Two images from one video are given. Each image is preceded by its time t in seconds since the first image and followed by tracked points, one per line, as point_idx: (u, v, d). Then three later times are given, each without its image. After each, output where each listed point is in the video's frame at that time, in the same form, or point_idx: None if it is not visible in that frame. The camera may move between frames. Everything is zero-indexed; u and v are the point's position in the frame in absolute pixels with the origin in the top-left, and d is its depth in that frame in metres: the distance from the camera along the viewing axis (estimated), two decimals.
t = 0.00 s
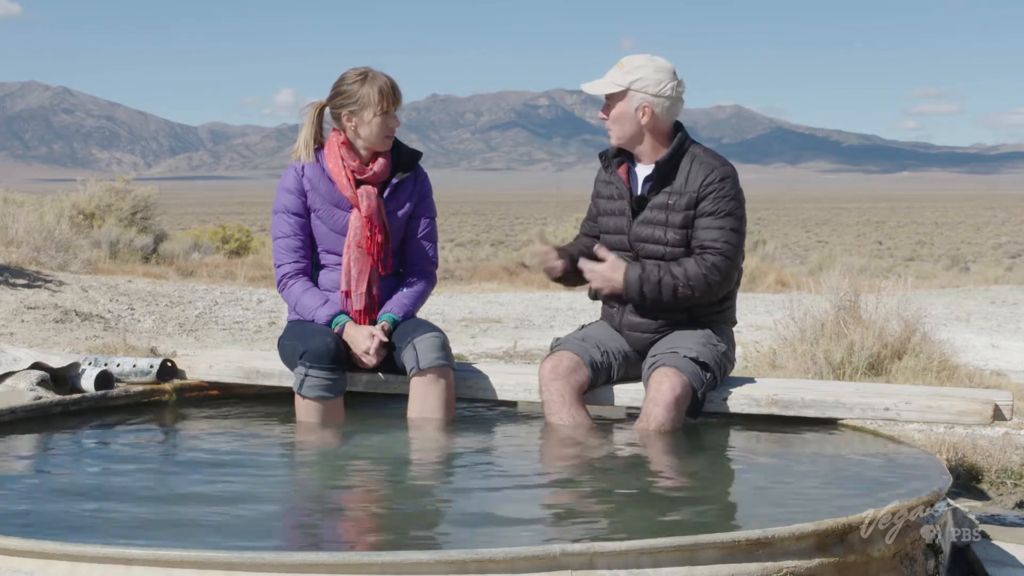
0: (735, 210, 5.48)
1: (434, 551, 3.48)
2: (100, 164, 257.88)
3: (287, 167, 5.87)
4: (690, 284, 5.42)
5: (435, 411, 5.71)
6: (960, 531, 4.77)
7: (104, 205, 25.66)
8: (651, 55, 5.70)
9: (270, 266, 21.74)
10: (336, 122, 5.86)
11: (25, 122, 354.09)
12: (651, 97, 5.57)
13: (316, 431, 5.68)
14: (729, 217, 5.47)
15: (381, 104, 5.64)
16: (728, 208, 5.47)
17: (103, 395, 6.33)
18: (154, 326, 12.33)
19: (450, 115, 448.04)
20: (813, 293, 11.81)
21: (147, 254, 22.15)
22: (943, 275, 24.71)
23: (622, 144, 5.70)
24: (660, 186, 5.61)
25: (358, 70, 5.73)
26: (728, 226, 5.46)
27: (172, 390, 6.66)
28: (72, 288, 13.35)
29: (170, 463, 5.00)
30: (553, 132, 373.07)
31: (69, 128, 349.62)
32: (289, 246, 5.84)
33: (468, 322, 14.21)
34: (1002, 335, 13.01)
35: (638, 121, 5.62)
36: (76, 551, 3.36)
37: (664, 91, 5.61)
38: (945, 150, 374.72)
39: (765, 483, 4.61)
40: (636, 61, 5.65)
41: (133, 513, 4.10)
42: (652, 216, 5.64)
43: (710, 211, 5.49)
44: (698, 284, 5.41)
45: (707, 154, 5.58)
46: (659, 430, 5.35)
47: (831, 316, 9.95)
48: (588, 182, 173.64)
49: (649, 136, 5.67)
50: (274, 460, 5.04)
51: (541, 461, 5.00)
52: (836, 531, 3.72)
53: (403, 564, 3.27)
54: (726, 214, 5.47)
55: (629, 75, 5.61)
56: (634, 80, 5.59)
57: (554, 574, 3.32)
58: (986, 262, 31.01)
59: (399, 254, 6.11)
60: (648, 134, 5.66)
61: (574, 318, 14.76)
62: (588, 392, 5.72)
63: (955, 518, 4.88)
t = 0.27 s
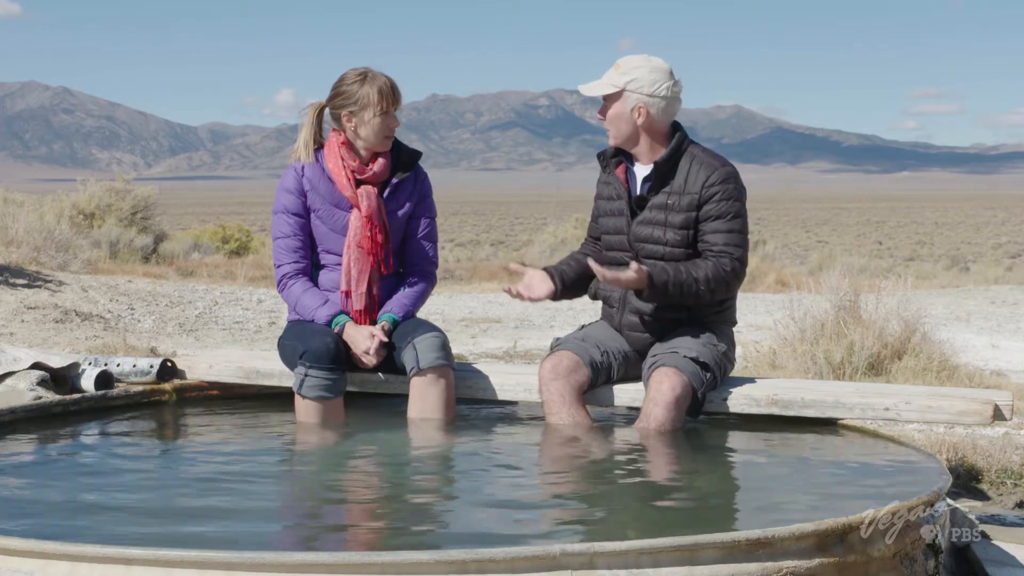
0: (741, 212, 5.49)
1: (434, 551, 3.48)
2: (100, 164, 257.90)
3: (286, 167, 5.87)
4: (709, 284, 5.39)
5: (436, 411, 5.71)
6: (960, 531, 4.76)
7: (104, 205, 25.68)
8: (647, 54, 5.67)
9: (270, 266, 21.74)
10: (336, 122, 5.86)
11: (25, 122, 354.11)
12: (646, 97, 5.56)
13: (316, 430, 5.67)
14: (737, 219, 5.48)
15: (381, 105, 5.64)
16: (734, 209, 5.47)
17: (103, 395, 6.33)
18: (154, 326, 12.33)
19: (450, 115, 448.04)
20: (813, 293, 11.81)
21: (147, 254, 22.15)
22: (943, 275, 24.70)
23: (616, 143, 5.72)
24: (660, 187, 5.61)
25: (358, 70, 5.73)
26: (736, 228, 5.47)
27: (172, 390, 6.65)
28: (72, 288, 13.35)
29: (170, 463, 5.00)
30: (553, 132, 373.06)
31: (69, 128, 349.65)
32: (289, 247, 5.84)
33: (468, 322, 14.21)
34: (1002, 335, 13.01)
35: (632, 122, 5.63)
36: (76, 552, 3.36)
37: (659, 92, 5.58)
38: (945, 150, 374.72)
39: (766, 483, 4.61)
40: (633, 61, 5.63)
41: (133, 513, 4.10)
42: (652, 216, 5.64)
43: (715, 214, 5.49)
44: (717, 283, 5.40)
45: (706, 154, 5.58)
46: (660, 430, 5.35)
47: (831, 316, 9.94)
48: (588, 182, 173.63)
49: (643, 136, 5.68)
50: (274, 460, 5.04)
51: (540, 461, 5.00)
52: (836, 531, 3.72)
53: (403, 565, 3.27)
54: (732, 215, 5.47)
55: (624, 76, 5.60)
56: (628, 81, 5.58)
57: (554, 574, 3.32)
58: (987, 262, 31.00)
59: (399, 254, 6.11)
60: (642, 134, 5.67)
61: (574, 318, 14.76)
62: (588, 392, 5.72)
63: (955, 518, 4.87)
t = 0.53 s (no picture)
0: (745, 201, 5.49)
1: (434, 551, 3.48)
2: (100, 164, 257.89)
3: (286, 168, 5.87)
4: (736, 284, 5.41)
5: (436, 411, 5.70)
6: (960, 531, 4.76)
7: (104, 205, 25.68)
8: (640, 61, 5.68)
9: (270, 266, 21.74)
10: (337, 122, 5.86)
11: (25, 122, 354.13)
12: (644, 107, 5.55)
13: (316, 431, 5.67)
14: (744, 209, 5.47)
15: (381, 104, 5.64)
16: (738, 200, 5.46)
17: (104, 395, 6.34)
18: (154, 326, 12.33)
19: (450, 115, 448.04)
20: (813, 293, 11.81)
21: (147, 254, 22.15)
22: (943, 275, 24.70)
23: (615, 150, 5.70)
24: (657, 186, 5.61)
25: (358, 70, 5.74)
26: (747, 216, 5.47)
27: (172, 390, 6.66)
28: (72, 288, 13.35)
29: (169, 463, 5.00)
30: (553, 132, 373.04)
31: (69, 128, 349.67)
32: (289, 246, 5.84)
33: (468, 322, 14.22)
34: (1002, 335, 13.01)
35: (629, 130, 5.61)
36: (76, 552, 3.36)
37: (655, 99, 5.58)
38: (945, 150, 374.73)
39: (766, 484, 4.61)
40: (626, 69, 5.62)
41: (132, 513, 4.10)
42: (651, 217, 5.63)
43: (720, 209, 5.48)
44: (745, 280, 5.42)
45: (703, 152, 5.58)
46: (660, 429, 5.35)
47: (831, 316, 9.94)
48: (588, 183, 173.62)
49: (641, 143, 5.67)
50: (274, 460, 5.04)
51: (540, 461, 5.00)
52: (836, 530, 3.72)
53: (403, 565, 3.27)
54: (737, 206, 5.46)
55: (619, 87, 5.57)
56: (625, 92, 5.55)
57: (554, 574, 3.32)
58: (987, 262, 31.00)
59: (399, 254, 6.11)
60: (640, 141, 5.66)
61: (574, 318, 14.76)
62: (588, 392, 5.73)
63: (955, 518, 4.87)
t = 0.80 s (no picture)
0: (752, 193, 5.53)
1: (434, 551, 3.48)
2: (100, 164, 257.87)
3: (285, 167, 5.88)
4: (765, 284, 5.49)
5: (436, 411, 5.71)
6: (960, 531, 4.76)
7: (104, 205, 25.68)
8: (641, 62, 5.67)
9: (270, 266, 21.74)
10: (336, 121, 5.86)
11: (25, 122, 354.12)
12: (643, 107, 5.55)
13: (316, 431, 5.68)
14: (752, 201, 5.50)
15: (381, 104, 5.64)
16: (746, 193, 5.49)
17: (104, 395, 6.34)
18: (154, 326, 12.33)
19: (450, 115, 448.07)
20: (813, 293, 11.81)
21: (147, 254, 22.15)
22: (943, 275, 24.70)
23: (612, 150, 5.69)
24: (660, 187, 5.61)
25: (358, 70, 5.74)
26: (760, 209, 5.51)
27: (172, 390, 6.66)
28: (72, 288, 13.35)
29: (169, 463, 5.00)
30: (553, 132, 373.00)
31: (69, 128, 349.70)
32: (288, 246, 5.84)
33: (468, 322, 14.22)
34: (1002, 335, 13.02)
35: (627, 131, 5.60)
36: (76, 552, 3.36)
37: (654, 101, 5.59)
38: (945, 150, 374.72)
39: (765, 484, 4.61)
40: (628, 69, 5.63)
41: (133, 513, 4.10)
42: (656, 218, 5.61)
43: (730, 204, 5.49)
44: (773, 279, 5.50)
45: (703, 151, 5.60)
46: (660, 429, 5.36)
47: (831, 316, 9.94)
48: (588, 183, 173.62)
49: (640, 144, 5.66)
50: (274, 460, 5.04)
51: (540, 461, 5.00)
52: (836, 531, 3.72)
53: (403, 565, 3.27)
54: (747, 200, 5.48)
55: (619, 87, 5.58)
56: (624, 92, 5.55)
57: (554, 574, 3.32)
58: (987, 262, 31.01)
59: (398, 254, 6.11)
60: (638, 142, 5.65)
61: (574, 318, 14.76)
62: (588, 392, 5.72)
63: (955, 518, 4.87)
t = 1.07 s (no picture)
0: (754, 195, 5.54)
1: (434, 551, 3.48)
2: (100, 164, 257.86)
3: (286, 168, 5.88)
4: (765, 287, 5.49)
5: (436, 411, 5.71)
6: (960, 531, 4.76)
7: (104, 205, 25.69)
8: (647, 63, 5.69)
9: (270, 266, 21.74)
10: (335, 121, 5.86)
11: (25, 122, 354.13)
12: (650, 109, 5.55)
13: (315, 430, 5.68)
14: (754, 203, 5.51)
15: (379, 102, 5.64)
16: (749, 196, 5.50)
17: (104, 395, 6.34)
18: (154, 326, 12.33)
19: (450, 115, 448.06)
20: (813, 293, 11.80)
21: (147, 254, 22.14)
22: (943, 275, 24.70)
23: (616, 151, 5.68)
24: (663, 189, 5.61)
25: (358, 70, 5.74)
26: (762, 212, 5.52)
27: (172, 390, 6.66)
28: (72, 288, 13.35)
29: (169, 463, 5.00)
30: (553, 132, 372.99)
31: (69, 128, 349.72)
32: (288, 247, 5.84)
33: (468, 322, 14.22)
34: (1002, 335, 13.01)
35: (633, 131, 5.59)
36: (76, 552, 3.36)
37: (661, 103, 5.59)
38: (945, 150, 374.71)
39: (765, 484, 4.61)
40: (635, 70, 5.63)
41: (133, 513, 4.11)
42: (658, 219, 5.61)
43: (732, 207, 5.50)
44: (773, 283, 5.50)
45: (707, 152, 5.61)
46: (660, 429, 5.36)
47: (831, 316, 9.94)
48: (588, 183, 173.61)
49: (644, 145, 5.65)
50: (273, 460, 5.04)
51: (540, 461, 5.00)
52: (836, 531, 3.72)
53: (403, 565, 3.27)
54: (749, 203, 5.50)
55: (627, 87, 5.57)
56: (632, 93, 5.55)
57: (554, 573, 3.32)
58: (987, 262, 31.00)
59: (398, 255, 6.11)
60: (643, 143, 5.65)
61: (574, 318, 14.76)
62: (588, 392, 5.72)
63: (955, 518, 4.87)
